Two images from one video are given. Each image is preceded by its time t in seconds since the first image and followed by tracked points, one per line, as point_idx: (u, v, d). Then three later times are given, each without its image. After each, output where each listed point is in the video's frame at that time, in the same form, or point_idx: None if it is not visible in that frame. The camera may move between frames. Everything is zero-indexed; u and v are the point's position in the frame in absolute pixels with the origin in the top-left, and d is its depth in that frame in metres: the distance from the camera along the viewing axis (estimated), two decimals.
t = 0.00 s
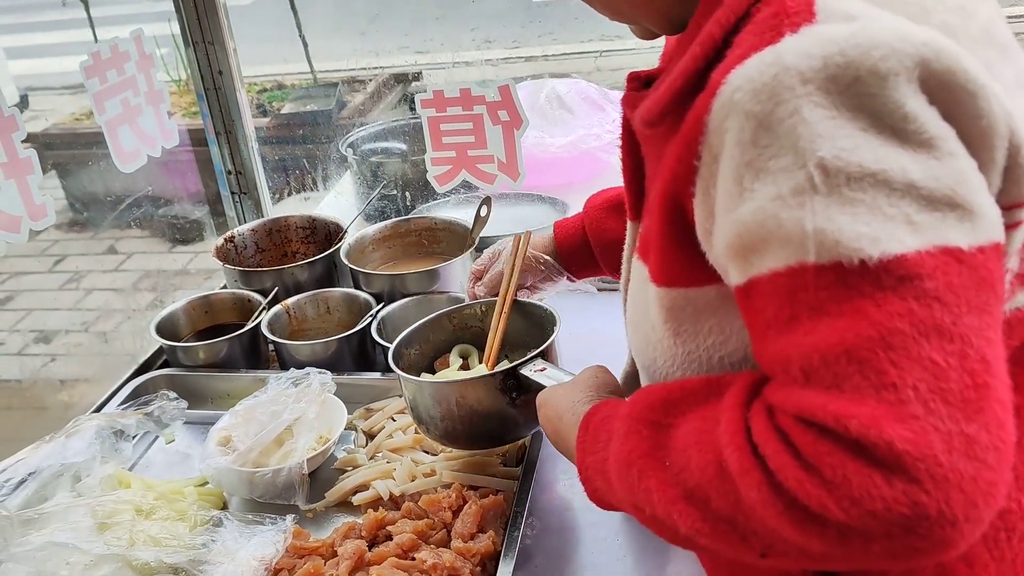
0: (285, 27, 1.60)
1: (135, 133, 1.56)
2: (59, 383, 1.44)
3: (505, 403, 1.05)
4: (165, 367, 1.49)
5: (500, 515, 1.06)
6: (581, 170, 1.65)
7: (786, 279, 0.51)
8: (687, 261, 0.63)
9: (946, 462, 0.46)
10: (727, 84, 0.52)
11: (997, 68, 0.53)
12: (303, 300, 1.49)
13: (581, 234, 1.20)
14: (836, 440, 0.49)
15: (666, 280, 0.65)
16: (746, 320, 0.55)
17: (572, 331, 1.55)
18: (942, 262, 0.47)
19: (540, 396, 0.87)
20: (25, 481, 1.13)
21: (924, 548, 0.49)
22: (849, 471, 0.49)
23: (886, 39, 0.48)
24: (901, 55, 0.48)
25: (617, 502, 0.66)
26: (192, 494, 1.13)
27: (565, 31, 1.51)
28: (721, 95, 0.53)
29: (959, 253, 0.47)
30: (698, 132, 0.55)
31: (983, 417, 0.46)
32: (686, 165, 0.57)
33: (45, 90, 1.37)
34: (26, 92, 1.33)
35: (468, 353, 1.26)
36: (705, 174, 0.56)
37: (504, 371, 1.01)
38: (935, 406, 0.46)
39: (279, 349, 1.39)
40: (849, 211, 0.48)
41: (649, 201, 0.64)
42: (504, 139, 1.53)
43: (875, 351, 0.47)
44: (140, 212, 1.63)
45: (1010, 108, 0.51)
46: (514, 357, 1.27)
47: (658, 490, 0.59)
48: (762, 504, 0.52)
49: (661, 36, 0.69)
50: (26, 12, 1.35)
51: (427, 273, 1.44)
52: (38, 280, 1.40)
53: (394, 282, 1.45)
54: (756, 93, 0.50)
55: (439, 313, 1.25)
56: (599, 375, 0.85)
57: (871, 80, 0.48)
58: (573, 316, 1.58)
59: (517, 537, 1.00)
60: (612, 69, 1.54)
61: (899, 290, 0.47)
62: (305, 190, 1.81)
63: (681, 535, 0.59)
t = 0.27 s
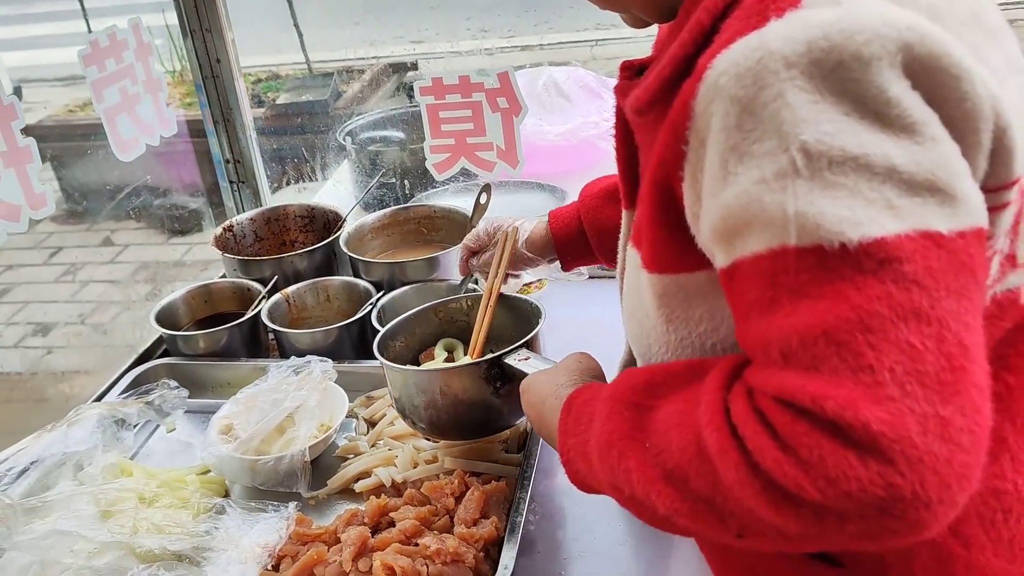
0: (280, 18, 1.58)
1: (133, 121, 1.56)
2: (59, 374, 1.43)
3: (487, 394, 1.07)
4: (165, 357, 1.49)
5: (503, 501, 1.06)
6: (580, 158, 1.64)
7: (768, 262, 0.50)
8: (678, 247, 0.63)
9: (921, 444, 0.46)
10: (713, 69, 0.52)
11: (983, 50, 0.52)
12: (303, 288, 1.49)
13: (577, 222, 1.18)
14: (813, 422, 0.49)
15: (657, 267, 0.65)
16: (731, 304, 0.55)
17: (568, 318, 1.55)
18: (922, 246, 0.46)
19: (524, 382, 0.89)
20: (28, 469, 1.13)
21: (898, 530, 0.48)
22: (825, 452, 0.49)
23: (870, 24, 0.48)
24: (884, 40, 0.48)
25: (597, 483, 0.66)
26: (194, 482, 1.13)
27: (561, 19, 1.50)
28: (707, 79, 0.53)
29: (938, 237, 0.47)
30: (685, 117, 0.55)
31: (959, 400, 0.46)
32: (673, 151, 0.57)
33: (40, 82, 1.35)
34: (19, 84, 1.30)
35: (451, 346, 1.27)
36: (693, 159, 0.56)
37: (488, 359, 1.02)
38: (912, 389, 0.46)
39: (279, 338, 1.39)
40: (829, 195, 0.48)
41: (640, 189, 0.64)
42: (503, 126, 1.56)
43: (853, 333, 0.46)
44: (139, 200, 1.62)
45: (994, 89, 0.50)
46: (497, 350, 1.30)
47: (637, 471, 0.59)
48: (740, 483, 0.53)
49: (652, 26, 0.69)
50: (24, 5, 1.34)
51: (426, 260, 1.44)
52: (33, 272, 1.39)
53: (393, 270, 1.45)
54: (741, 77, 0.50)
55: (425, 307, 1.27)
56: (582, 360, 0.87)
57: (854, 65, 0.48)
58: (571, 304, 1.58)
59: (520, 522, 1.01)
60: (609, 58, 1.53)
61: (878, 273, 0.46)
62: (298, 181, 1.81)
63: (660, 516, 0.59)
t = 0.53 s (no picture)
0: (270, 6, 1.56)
1: (116, 109, 1.53)
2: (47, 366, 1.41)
3: (471, 384, 1.06)
4: (155, 348, 1.47)
5: (495, 491, 1.05)
6: (573, 143, 1.64)
7: (729, 251, 0.50)
8: (655, 236, 0.65)
9: (873, 437, 0.45)
10: (680, 55, 0.52)
11: (956, 33, 0.50)
12: (294, 278, 1.47)
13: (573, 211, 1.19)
14: (767, 413, 0.49)
15: (633, 257, 0.67)
16: (698, 292, 0.55)
17: (560, 305, 1.54)
18: (881, 237, 0.46)
19: (501, 373, 0.91)
20: (15, 465, 1.12)
21: (850, 523, 0.48)
22: (778, 443, 0.48)
23: (835, 10, 0.47)
24: (848, 27, 0.47)
25: (562, 473, 0.66)
26: (184, 475, 1.12)
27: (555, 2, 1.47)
28: (675, 65, 0.53)
29: (898, 229, 0.46)
30: (653, 103, 0.55)
31: (914, 394, 0.46)
32: (644, 137, 0.57)
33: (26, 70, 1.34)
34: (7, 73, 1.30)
35: (443, 337, 1.26)
36: (664, 145, 0.57)
37: (469, 350, 1.02)
38: (865, 381, 0.45)
39: (270, 328, 1.37)
40: (790, 184, 0.48)
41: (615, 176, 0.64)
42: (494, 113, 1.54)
43: (808, 324, 0.46)
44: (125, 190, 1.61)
45: (961, 74, 0.48)
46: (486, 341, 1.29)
47: (598, 461, 0.59)
48: (696, 474, 0.52)
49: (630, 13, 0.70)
50: None
51: (418, 249, 1.42)
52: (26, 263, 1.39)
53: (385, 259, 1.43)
54: (706, 63, 0.50)
55: (414, 298, 1.27)
56: (557, 352, 0.89)
57: (817, 52, 0.47)
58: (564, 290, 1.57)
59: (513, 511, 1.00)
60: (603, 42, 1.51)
61: (836, 264, 0.46)
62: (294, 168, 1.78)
63: (620, 507, 0.59)
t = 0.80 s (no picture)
0: None
1: (106, 105, 1.53)
2: (40, 362, 1.40)
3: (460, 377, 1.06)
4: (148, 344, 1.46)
5: (490, 487, 1.04)
6: (566, 136, 1.60)
7: (706, 253, 0.52)
8: (639, 234, 0.66)
9: (841, 444, 0.47)
10: (663, 54, 0.53)
11: (943, 33, 0.50)
12: (286, 273, 1.47)
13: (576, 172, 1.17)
14: (737, 417, 0.51)
15: (620, 255, 0.68)
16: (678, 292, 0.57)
17: (554, 298, 1.54)
18: (856, 245, 0.47)
19: (487, 367, 0.92)
20: (7, 463, 1.12)
21: (818, 527, 0.50)
22: (746, 448, 0.50)
23: (818, 14, 0.47)
24: (830, 32, 0.47)
25: (542, 468, 0.68)
26: (178, 473, 1.12)
27: None
28: (658, 64, 0.53)
29: (875, 237, 0.48)
30: (637, 101, 0.56)
31: (884, 403, 0.47)
32: (628, 136, 0.58)
33: (18, 62, 1.33)
34: None
35: (435, 330, 1.26)
36: (648, 143, 0.57)
37: (458, 344, 1.02)
38: (835, 389, 0.47)
39: (263, 324, 1.36)
40: (768, 189, 0.49)
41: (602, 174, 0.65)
42: (486, 105, 1.54)
43: (780, 331, 0.47)
44: (116, 186, 1.60)
45: (945, 80, 0.48)
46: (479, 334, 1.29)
47: (574, 459, 0.61)
48: (666, 476, 0.54)
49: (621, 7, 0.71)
50: None
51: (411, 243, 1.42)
52: (18, 257, 1.39)
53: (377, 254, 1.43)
54: (688, 65, 0.50)
55: (409, 290, 1.26)
56: (539, 348, 0.90)
57: (799, 56, 0.47)
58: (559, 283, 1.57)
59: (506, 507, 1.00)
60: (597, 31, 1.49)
61: (810, 272, 0.47)
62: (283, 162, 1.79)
63: (596, 504, 0.62)
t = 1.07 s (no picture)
0: None
1: (100, 99, 1.51)
2: (36, 356, 1.39)
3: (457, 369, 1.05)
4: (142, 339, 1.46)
5: (484, 481, 1.05)
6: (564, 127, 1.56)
7: (695, 255, 0.51)
8: (633, 231, 0.65)
9: (824, 453, 0.47)
10: (656, 52, 0.52)
11: (944, 34, 0.49)
12: (281, 267, 1.46)
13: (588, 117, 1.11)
14: (722, 422, 0.51)
15: (614, 252, 0.68)
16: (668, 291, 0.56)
17: (551, 292, 1.54)
18: (846, 253, 0.47)
19: (483, 355, 0.92)
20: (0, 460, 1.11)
21: (799, 532, 0.51)
22: (729, 454, 0.50)
23: (814, 16, 0.47)
24: (826, 35, 0.47)
25: (529, 462, 0.69)
26: (172, 469, 1.12)
27: None
28: (651, 62, 0.53)
29: (865, 245, 0.47)
30: (631, 98, 0.56)
31: (869, 411, 0.47)
32: (623, 134, 0.58)
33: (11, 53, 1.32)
34: None
35: (434, 321, 1.26)
36: (642, 141, 0.57)
37: (456, 334, 1.01)
38: (820, 397, 0.47)
39: (258, 319, 1.36)
40: (758, 193, 0.48)
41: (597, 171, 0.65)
42: (480, 96, 1.54)
43: (766, 337, 0.47)
44: (109, 180, 1.58)
45: (943, 84, 0.48)
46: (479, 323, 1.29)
47: (559, 456, 0.61)
48: (650, 477, 0.54)
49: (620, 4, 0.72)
50: None
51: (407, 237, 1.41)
52: (19, 250, 1.37)
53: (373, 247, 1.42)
54: (681, 64, 0.50)
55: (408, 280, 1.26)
56: (535, 340, 0.89)
57: (794, 59, 0.47)
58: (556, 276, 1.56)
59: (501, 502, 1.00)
60: (596, 20, 1.46)
61: (799, 278, 0.47)
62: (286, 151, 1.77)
63: (580, 501, 0.62)
